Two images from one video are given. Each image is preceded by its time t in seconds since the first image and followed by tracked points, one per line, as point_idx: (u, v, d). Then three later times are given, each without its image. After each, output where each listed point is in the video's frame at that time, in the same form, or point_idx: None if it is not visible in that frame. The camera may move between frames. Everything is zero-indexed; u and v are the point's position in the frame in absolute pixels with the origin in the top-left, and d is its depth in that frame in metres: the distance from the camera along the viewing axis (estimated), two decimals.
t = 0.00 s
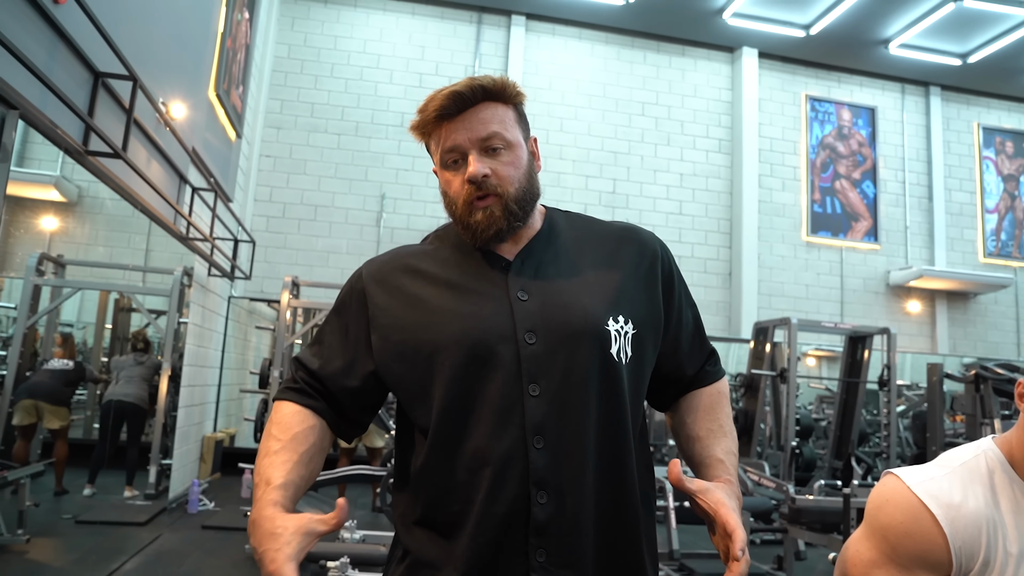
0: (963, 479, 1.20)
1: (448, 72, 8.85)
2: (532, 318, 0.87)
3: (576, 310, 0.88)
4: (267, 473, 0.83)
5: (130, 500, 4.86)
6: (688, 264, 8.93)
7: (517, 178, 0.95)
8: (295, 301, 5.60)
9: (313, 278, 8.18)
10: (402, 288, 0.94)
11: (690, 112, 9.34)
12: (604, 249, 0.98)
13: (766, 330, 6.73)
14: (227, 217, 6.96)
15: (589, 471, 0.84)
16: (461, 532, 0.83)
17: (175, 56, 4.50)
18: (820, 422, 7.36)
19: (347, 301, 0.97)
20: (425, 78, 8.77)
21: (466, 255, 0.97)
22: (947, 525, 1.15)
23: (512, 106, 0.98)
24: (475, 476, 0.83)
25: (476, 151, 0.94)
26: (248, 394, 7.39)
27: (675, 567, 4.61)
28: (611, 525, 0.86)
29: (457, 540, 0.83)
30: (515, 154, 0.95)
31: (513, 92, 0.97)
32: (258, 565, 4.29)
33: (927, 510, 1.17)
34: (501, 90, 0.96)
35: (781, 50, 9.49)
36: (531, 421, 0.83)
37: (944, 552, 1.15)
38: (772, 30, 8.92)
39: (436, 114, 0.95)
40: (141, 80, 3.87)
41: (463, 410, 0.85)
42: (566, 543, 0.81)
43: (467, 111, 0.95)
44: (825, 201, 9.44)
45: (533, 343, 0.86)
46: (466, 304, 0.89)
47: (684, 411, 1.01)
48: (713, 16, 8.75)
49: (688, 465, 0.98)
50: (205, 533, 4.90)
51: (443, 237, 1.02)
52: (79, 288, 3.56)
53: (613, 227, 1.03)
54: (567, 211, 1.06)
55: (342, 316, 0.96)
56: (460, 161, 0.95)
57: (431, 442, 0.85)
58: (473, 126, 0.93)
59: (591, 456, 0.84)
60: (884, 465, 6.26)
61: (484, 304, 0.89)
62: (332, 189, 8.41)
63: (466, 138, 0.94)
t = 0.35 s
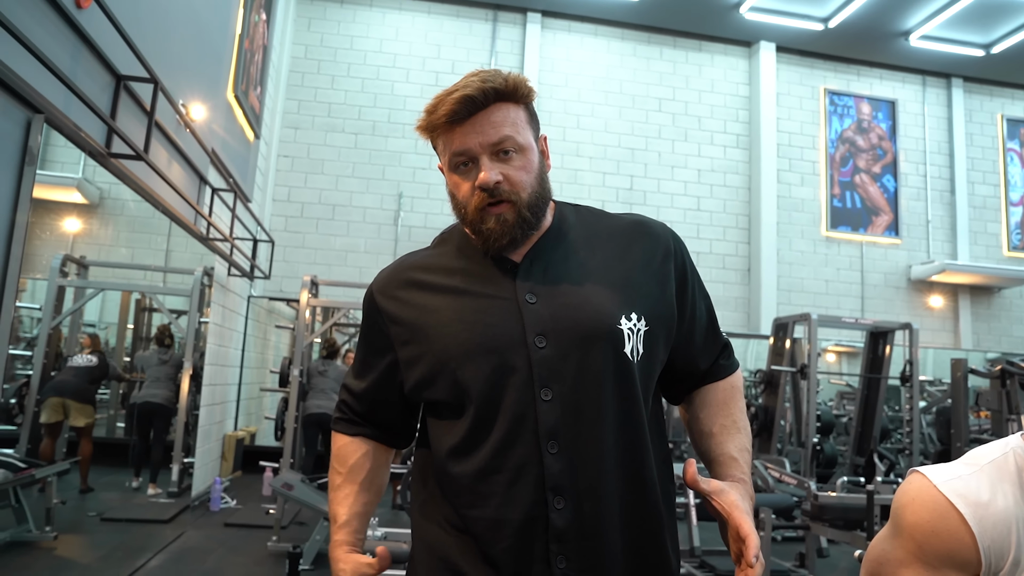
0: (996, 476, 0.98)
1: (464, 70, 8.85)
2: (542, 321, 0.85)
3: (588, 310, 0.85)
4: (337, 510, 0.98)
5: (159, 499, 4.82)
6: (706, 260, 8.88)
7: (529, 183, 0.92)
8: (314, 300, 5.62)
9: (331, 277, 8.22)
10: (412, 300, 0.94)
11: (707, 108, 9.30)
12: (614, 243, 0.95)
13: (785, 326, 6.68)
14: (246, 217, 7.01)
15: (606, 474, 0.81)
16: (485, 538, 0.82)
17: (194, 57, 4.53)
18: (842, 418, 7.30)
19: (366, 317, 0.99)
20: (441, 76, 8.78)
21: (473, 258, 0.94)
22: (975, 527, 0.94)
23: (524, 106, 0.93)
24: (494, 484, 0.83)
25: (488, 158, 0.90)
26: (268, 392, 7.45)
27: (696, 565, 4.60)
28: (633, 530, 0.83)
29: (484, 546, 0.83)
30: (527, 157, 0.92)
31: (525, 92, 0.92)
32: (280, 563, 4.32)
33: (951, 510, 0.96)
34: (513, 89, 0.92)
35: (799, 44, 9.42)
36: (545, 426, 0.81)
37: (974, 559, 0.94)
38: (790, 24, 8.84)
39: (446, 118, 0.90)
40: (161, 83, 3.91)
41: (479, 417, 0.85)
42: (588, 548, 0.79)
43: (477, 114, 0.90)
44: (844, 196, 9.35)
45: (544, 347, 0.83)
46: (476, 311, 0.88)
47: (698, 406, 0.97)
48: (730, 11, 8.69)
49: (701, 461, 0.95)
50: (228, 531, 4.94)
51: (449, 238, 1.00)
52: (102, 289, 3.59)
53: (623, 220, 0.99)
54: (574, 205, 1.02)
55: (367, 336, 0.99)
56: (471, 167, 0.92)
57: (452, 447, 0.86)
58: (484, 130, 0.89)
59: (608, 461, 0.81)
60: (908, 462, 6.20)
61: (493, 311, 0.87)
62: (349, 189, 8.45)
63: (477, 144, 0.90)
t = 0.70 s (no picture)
0: (1008, 487, 0.87)
1: (472, 77, 8.88)
2: (551, 326, 0.85)
3: (594, 321, 0.85)
4: (328, 485, 0.85)
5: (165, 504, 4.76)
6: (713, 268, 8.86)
7: (532, 192, 0.91)
8: (321, 306, 5.64)
9: (338, 283, 8.24)
10: (424, 295, 0.93)
11: (715, 116, 9.29)
12: (630, 257, 0.94)
13: (793, 334, 6.66)
14: (254, 222, 7.04)
15: (603, 484, 0.81)
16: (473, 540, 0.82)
17: (204, 64, 4.56)
18: (849, 428, 7.27)
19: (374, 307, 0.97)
20: (449, 83, 8.81)
21: (485, 259, 0.94)
22: (984, 542, 0.83)
23: (515, 113, 0.93)
24: (488, 487, 0.82)
25: (487, 174, 0.91)
26: (274, 398, 7.46)
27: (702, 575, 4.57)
28: (627, 548, 0.82)
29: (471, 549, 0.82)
30: (526, 166, 0.91)
31: (513, 100, 0.92)
32: (285, 569, 4.31)
33: (957, 525, 0.86)
34: (498, 101, 0.91)
35: (806, 53, 9.42)
36: (543, 430, 0.81)
37: None
38: (798, 32, 8.85)
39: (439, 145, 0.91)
40: (171, 89, 3.94)
41: (479, 416, 0.84)
42: (576, 557, 0.79)
43: (469, 134, 0.91)
44: (852, 205, 9.32)
45: (550, 352, 0.83)
46: (486, 309, 0.88)
47: (705, 432, 0.95)
48: (738, 19, 8.70)
49: (701, 486, 0.93)
50: (233, 537, 4.94)
51: (466, 239, 1.00)
52: (110, 293, 3.59)
53: (641, 235, 0.98)
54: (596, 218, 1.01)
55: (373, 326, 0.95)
56: (473, 184, 0.92)
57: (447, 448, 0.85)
58: (477, 149, 0.90)
59: (605, 470, 0.81)
60: (917, 472, 6.16)
61: (502, 311, 0.87)
62: (357, 195, 8.47)
63: (471, 162, 0.90)
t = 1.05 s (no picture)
0: (1017, 485, 0.86)
1: (477, 78, 8.88)
2: (571, 330, 0.85)
3: (615, 325, 0.85)
4: (349, 529, 0.94)
5: (172, 506, 4.78)
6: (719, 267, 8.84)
7: (561, 194, 0.91)
8: (327, 308, 5.64)
9: (344, 284, 8.25)
10: (438, 298, 0.92)
11: (720, 115, 9.27)
12: (645, 261, 0.94)
13: (799, 333, 6.63)
14: (260, 224, 7.05)
15: (623, 490, 0.81)
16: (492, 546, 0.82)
17: (209, 67, 4.56)
18: (857, 427, 7.24)
19: (385, 310, 0.96)
20: (453, 84, 8.81)
21: (499, 262, 0.93)
22: (993, 540, 0.82)
23: (555, 112, 0.92)
24: (506, 494, 0.82)
25: (519, 169, 0.90)
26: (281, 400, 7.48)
27: None
28: (646, 554, 0.82)
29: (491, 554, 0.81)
30: (559, 166, 0.91)
31: (557, 98, 0.91)
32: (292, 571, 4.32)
33: (965, 523, 0.85)
34: (543, 96, 0.91)
35: (812, 51, 9.39)
36: (564, 435, 0.80)
37: None
38: (803, 30, 8.82)
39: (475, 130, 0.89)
40: (178, 93, 3.96)
41: (497, 422, 0.83)
42: (596, 564, 0.79)
43: (508, 124, 0.90)
44: (859, 203, 9.28)
45: (570, 355, 0.83)
46: (504, 312, 0.87)
47: (715, 439, 0.96)
48: (742, 18, 8.68)
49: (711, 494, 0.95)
50: (241, 538, 4.95)
51: (476, 240, 0.99)
52: (117, 296, 3.61)
53: (654, 241, 0.99)
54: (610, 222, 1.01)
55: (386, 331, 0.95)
56: (502, 177, 0.91)
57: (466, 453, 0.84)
58: (515, 141, 0.89)
59: (625, 476, 0.81)
60: (925, 472, 6.13)
61: (520, 313, 0.86)
62: (362, 197, 8.48)
63: (506, 153, 0.89)
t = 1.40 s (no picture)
0: (1007, 484, 0.86)
1: (473, 76, 8.88)
2: (569, 329, 0.84)
3: (612, 326, 0.85)
4: (365, 529, 0.94)
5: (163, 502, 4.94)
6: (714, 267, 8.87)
7: (563, 192, 0.91)
8: (320, 304, 5.63)
9: (338, 281, 8.24)
10: (436, 293, 0.91)
11: (716, 115, 9.29)
12: (644, 262, 0.94)
13: (792, 334, 6.65)
14: (254, 220, 7.03)
15: (618, 491, 0.81)
16: (487, 547, 0.82)
17: (204, 63, 4.55)
18: (848, 428, 7.28)
19: (382, 304, 0.96)
20: (450, 82, 8.80)
21: (497, 259, 0.93)
22: (981, 539, 0.83)
23: (561, 109, 0.92)
24: (502, 495, 0.82)
25: (523, 165, 0.89)
26: (274, 396, 7.47)
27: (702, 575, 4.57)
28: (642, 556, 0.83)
29: (487, 555, 0.81)
30: (562, 164, 0.91)
31: (563, 96, 0.91)
32: (284, 567, 4.31)
33: (954, 522, 0.85)
34: (550, 92, 0.90)
35: (808, 52, 9.42)
36: (560, 436, 0.80)
37: None
38: (799, 32, 8.84)
39: (481, 124, 0.88)
40: (172, 88, 3.95)
41: (494, 420, 0.83)
42: (590, 566, 0.79)
43: (513, 120, 0.89)
44: (853, 204, 9.31)
45: (567, 355, 0.83)
46: (502, 309, 0.86)
47: (708, 445, 0.96)
48: (739, 18, 8.70)
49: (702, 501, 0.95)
50: (232, 534, 4.95)
51: (474, 236, 0.99)
52: (109, 290, 3.60)
53: (654, 242, 0.98)
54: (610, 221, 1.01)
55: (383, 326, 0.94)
56: (504, 173, 0.90)
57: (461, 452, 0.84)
58: (520, 136, 0.88)
59: (621, 479, 0.81)
60: (916, 472, 6.16)
61: (517, 311, 0.86)
62: (357, 194, 8.47)
63: (510, 149, 0.88)
